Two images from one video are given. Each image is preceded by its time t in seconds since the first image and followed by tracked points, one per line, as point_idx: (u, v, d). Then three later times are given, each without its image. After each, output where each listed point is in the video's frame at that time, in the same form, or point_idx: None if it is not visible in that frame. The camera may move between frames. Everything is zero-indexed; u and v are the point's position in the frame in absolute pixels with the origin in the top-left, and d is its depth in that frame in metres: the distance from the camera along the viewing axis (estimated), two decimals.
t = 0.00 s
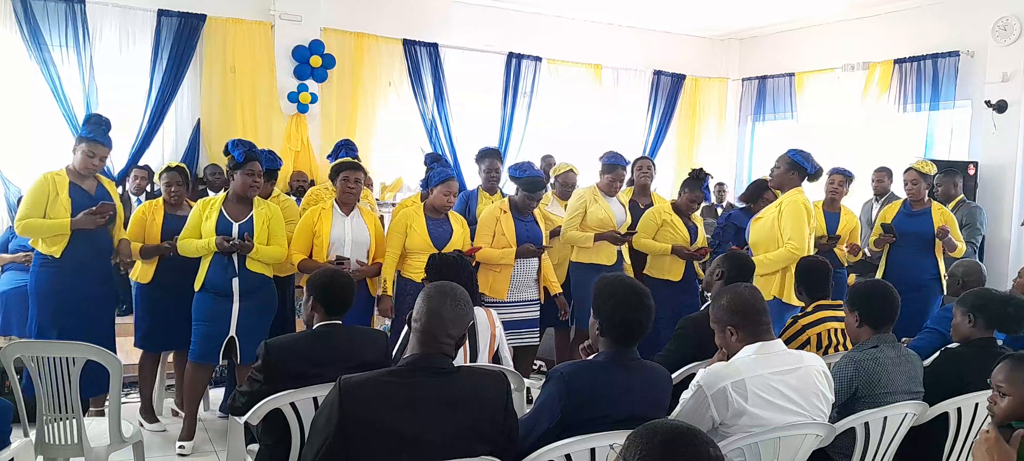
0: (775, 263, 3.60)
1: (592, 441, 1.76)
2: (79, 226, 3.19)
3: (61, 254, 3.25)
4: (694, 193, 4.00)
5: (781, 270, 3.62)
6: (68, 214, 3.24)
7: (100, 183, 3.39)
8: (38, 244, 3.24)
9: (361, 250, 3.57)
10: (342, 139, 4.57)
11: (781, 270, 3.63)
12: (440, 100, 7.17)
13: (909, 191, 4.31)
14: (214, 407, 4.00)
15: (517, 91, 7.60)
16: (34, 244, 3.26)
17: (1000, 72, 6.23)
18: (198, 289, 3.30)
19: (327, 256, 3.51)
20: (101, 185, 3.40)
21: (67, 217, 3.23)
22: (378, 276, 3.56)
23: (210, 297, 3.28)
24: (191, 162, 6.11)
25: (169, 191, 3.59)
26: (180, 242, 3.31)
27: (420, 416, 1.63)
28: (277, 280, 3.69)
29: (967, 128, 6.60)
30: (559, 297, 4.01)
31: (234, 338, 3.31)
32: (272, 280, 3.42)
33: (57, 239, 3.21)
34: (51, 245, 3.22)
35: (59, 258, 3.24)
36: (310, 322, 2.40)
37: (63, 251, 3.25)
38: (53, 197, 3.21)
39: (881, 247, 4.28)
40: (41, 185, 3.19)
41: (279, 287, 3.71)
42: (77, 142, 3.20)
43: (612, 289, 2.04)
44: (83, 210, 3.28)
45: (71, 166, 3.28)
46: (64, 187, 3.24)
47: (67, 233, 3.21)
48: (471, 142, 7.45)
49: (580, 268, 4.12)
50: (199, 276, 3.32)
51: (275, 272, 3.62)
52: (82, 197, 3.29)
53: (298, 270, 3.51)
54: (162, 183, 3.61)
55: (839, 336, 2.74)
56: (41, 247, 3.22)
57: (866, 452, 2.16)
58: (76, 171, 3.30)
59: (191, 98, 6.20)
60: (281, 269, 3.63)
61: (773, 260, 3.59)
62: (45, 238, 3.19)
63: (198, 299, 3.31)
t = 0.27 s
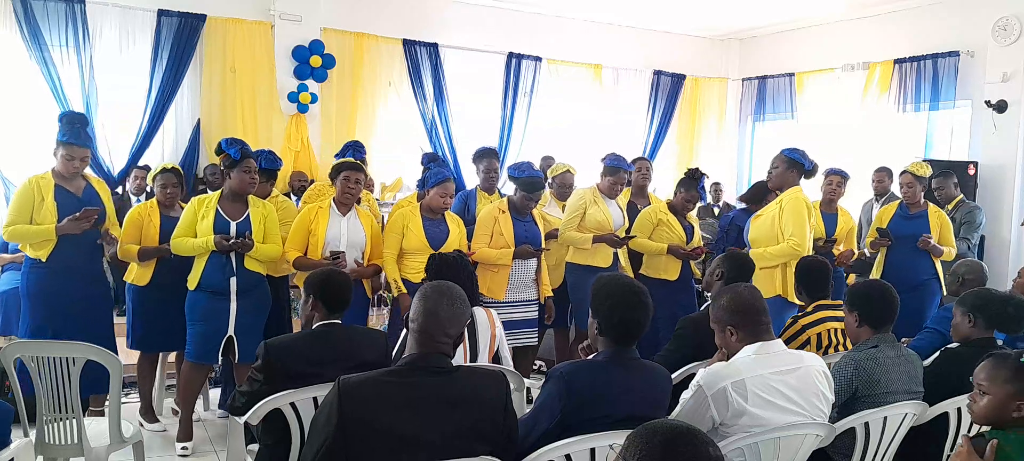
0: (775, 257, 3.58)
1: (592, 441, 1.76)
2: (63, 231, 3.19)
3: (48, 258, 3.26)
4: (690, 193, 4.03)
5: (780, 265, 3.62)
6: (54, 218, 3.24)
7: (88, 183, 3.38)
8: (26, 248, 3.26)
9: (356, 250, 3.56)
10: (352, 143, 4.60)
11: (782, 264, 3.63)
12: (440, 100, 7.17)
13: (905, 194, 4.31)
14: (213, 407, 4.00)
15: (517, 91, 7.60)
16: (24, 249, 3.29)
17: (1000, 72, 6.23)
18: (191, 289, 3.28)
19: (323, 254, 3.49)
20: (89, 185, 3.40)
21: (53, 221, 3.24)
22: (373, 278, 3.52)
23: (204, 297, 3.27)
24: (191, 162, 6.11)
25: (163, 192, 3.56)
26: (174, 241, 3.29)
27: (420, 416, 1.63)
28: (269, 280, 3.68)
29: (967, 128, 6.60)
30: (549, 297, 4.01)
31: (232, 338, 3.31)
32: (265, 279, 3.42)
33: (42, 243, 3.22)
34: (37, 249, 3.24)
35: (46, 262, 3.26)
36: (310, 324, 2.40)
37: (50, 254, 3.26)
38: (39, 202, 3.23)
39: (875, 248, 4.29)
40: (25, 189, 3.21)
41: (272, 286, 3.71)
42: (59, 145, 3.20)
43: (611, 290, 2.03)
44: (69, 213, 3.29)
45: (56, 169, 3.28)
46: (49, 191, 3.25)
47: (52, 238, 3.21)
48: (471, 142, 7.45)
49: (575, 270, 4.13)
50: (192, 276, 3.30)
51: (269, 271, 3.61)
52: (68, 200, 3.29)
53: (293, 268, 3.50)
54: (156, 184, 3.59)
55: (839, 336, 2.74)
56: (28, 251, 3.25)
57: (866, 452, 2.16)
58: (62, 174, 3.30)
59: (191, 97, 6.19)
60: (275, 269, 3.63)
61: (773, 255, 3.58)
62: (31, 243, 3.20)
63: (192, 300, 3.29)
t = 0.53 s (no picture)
0: (764, 247, 3.58)
1: (592, 441, 1.76)
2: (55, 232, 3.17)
3: (43, 258, 3.25)
4: (678, 189, 4.00)
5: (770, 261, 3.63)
6: (46, 219, 3.24)
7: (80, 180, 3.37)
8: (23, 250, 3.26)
9: (344, 249, 3.57)
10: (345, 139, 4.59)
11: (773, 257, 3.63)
12: (440, 100, 7.17)
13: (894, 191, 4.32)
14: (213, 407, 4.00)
15: (517, 91, 7.60)
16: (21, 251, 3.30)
17: (1000, 72, 6.23)
18: (178, 290, 3.26)
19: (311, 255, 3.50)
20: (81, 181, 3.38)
21: (45, 222, 3.23)
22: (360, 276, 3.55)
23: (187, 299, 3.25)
24: (191, 162, 6.11)
25: (162, 192, 3.58)
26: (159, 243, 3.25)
27: (419, 416, 1.63)
28: (256, 279, 3.67)
29: (966, 128, 6.61)
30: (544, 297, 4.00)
31: (223, 338, 3.32)
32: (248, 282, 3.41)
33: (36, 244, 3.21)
34: (32, 251, 3.23)
35: (42, 262, 3.25)
36: (309, 320, 2.40)
37: (44, 255, 3.26)
38: (30, 204, 3.22)
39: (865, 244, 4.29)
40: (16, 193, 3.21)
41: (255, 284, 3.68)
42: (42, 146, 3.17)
43: (612, 290, 2.03)
44: (60, 213, 3.27)
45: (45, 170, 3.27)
46: (39, 192, 3.24)
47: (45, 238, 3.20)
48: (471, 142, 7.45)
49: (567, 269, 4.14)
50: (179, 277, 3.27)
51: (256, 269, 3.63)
52: (59, 200, 3.28)
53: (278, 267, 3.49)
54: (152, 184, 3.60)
55: (839, 336, 2.74)
56: (25, 253, 3.25)
57: (866, 452, 2.16)
58: (52, 174, 3.28)
59: (191, 97, 6.19)
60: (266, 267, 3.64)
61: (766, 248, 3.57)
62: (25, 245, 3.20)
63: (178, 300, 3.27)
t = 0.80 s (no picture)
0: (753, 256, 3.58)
1: (592, 441, 1.76)
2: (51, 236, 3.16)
3: (42, 260, 3.26)
4: (665, 192, 4.01)
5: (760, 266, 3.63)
6: (44, 222, 3.23)
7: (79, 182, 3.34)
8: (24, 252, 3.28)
9: (332, 249, 3.58)
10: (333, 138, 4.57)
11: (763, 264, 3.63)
12: (440, 100, 7.17)
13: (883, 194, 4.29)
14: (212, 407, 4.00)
15: (517, 91, 7.60)
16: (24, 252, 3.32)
17: (1000, 72, 6.23)
18: (167, 294, 3.24)
19: (298, 257, 3.48)
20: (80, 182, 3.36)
21: (43, 225, 3.23)
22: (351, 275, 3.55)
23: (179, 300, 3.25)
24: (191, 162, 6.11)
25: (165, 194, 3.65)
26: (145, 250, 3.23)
27: (418, 416, 1.63)
28: (241, 280, 3.66)
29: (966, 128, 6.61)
30: (543, 296, 4.00)
31: (218, 338, 3.32)
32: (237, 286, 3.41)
33: (35, 247, 3.21)
34: (31, 253, 3.24)
35: (41, 264, 3.26)
36: (309, 322, 2.40)
37: (44, 257, 3.26)
38: (29, 207, 3.22)
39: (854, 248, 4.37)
40: (14, 196, 3.21)
41: (240, 282, 3.67)
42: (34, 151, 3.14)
43: (611, 290, 2.04)
44: (57, 216, 3.26)
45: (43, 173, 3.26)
46: (37, 195, 3.23)
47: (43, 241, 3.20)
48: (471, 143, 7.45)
49: (555, 270, 4.13)
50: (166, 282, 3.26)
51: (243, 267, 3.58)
52: (57, 202, 3.26)
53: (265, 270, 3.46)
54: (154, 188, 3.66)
55: (839, 336, 2.74)
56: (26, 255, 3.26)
57: (866, 452, 2.16)
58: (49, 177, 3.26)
59: (191, 97, 6.19)
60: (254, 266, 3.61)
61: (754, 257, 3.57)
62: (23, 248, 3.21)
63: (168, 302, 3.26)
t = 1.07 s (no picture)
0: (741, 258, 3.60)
1: (592, 441, 1.76)
2: (64, 233, 3.18)
3: (54, 259, 3.26)
4: (660, 190, 4.05)
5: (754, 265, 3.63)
6: (56, 220, 3.24)
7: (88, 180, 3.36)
8: (32, 251, 3.27)
9: (326, 247, 3.59)
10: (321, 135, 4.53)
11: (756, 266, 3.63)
12: (440, 100, 7.17)
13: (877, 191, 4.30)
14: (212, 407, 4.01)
15: (517, 91, 7.60)
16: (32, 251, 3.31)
17: (1001, 72, 6.23)
18: (167, 293, 3.24)
19: (292, 256, 3.50)
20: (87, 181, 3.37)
21: (54, 223, 3.23)
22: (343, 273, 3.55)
23: (180, 298, 3.24)
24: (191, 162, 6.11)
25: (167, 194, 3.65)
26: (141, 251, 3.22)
27: (417, 416, 1.63)
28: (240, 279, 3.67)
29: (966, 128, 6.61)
30: (547, 292, 4.03)
31: (217, 338, 3.33)
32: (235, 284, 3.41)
33: (46, 245, 3.21)
34: (42, 252, 3.24)
35: (52, 263, 3.26)
36: (309, 322, 2.40)
37: (55, 255, 3.26)
38: (39, 206, 3.22)
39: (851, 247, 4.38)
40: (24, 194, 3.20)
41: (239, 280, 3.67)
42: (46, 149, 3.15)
43: (610, 290, 2.04)
44: (69, 214, 3.27)
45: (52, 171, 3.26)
46: (48, 193, 3.23)
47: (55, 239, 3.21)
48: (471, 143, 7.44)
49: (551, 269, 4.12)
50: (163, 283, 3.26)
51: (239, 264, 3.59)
52: (67, 200, 3.27)
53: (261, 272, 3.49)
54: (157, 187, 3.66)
55: (839, 336, 2.74)
56: (35, 254, 3.26)
57: (867, 452, 2.16)
58: (59, 175, 3.27)
59: (191, 97, 6.19)
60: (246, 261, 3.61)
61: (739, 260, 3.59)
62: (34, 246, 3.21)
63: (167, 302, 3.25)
